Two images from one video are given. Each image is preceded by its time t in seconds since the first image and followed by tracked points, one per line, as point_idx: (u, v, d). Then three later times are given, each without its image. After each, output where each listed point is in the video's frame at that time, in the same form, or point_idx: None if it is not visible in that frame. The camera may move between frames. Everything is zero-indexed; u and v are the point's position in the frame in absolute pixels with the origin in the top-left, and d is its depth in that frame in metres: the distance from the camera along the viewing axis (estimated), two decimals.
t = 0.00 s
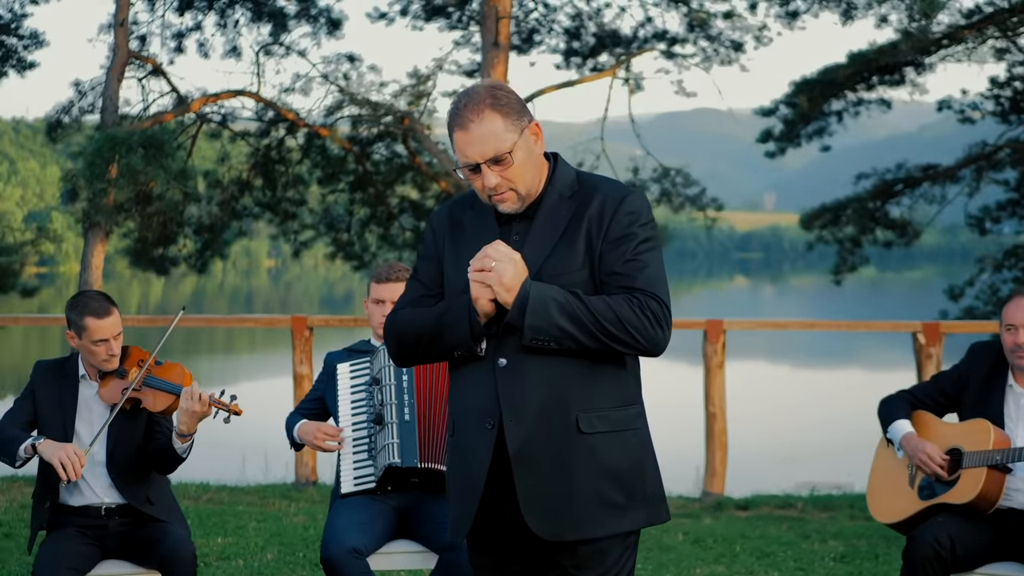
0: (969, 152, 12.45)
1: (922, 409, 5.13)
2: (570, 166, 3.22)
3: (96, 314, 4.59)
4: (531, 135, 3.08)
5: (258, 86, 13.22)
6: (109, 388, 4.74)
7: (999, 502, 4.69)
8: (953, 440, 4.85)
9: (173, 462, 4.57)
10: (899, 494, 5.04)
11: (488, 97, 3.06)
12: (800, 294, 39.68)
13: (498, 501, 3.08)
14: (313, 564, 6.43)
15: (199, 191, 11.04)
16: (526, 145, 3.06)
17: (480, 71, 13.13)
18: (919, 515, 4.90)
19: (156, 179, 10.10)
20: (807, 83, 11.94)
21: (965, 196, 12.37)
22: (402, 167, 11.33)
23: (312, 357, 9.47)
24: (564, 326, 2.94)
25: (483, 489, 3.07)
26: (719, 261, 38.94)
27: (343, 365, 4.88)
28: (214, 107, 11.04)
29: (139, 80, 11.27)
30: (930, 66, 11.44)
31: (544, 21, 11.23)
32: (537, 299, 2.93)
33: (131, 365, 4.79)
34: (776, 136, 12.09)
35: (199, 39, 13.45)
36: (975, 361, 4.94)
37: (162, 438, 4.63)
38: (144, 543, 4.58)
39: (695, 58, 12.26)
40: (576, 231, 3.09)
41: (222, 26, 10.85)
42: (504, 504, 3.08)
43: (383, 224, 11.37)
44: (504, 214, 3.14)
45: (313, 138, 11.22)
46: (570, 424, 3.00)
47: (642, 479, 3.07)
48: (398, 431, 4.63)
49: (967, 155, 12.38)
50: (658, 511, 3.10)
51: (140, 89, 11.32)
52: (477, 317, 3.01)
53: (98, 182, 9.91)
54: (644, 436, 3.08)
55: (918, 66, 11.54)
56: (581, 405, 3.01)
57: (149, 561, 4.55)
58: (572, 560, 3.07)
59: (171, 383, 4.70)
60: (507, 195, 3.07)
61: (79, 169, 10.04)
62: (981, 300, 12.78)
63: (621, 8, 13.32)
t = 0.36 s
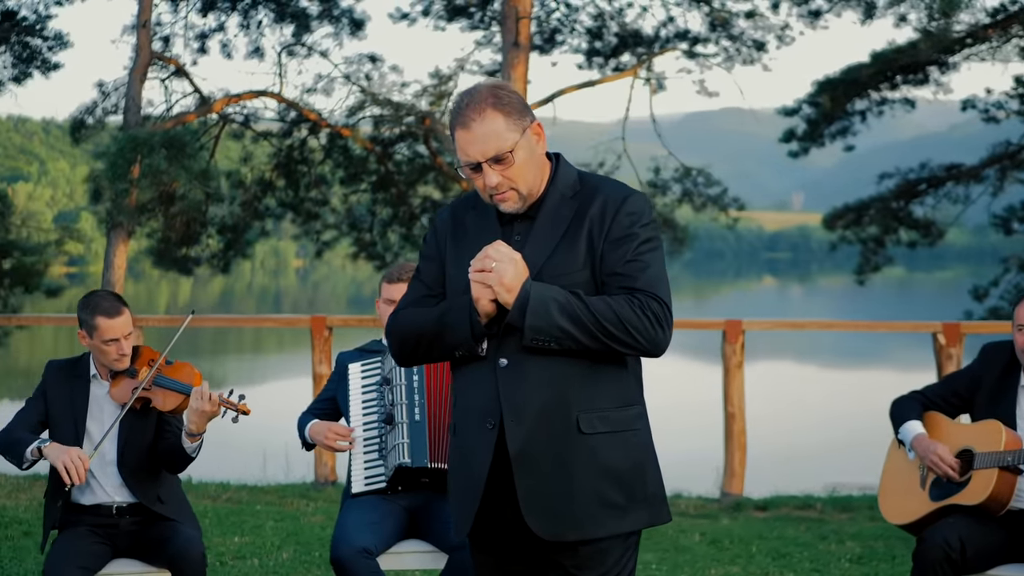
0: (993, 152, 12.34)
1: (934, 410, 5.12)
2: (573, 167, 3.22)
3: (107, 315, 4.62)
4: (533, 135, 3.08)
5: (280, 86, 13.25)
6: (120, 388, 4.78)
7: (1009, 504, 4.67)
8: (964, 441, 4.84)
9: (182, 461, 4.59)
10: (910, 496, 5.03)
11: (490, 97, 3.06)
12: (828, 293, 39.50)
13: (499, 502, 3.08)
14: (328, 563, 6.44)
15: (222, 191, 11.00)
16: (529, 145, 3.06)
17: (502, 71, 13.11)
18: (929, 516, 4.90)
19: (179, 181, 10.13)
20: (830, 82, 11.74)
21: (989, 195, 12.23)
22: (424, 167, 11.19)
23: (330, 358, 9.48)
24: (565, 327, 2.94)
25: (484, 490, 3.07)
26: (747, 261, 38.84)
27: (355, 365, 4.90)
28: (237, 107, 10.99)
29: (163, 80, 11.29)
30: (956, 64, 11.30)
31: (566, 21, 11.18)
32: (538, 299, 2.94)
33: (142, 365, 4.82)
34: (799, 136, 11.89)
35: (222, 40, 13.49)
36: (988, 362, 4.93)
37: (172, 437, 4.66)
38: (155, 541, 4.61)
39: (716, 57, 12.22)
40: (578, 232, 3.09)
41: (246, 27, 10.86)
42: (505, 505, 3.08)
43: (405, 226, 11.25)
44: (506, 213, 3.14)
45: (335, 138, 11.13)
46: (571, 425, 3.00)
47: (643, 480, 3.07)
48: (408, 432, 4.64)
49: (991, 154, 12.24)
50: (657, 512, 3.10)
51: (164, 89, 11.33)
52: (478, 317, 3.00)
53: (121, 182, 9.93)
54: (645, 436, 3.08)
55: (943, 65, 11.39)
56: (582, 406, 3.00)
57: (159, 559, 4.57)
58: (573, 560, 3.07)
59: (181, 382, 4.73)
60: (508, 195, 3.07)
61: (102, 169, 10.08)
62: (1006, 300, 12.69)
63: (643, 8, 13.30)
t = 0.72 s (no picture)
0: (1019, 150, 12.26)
1: (948, 410, 5.10)
2: (576, 166, 3.22)
3: (119, 311, 4.69)
4: (536, 134, 3.08)
5: (304, 87, 13.28)
6: (132, 387, 4.86)
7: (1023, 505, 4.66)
8: (978, 442, 4.82)
9: (195, 458, 4.63)
10: (923, 497, 5.02)
11: (492, 95, 3.06)
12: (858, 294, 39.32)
13: (501, 501, 3.09)
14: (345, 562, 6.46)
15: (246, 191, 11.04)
16: (531, 143, 3.06)
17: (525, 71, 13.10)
18: (942, 517, 4.88)
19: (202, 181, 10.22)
20: (855, 82, 11.63)
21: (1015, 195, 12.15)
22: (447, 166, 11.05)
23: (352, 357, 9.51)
24: (566, 325, 2.94)
25: (486, 489, 3.08)
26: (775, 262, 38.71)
27: (368, 364, 4.91)
28: (260, 107, 10.98)
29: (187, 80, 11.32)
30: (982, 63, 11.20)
31: (590, 21, 11.16)
32: (539, 298, 2.93)
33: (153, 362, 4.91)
34: (824, 135, 11.85)
35: (247, 40, 13.54)
36: (1002, 362, 4.91)
37: (183, 434, 4.72)
38: (166, 540, 4.65)
39: (739, 56, 12.19)
40: (580, 230, 3.09)
41: (270, 27, 10.89)
42: (507, 504, 3.09)
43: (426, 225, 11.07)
44: (509, 212, 3.14)
45: (358, 139, 11.05)
46: (573, 424, 2.99)
47: (646, 479, 3.06)
48: (420, 430, 4.63)
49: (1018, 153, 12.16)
50: (661, 511, 3.10)
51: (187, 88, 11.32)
52: (480, 316, 3.00)
53: (144, 182, 10.01)
54: (648, 435, 3.08)
55: (970, 64, 11.29)
56: (583, 405, 3.00)
57: (171, 557, 4.62)
58: (574, 560, 3.08)
59: (191, 378, 4.83)
60: (510, 193, 3.07)
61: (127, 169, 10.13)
62: None
63: (666, 8, 13.28)
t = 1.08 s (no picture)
0: None
1: (960, 409, 5.09)
2: (578, 164, 3.23)
3: (132, 305, 4.79)
4: (536, 132, 3.07)
5: (328, 87, 13.33)
6: (144, 382, 4.93)
7: None
8: (990, 442, 4.81)
9: (206, 449, 4.70)
10: (934, 497, 5.00)
11: (493, 93, 3.05)
12: (888, 294, 39.16)
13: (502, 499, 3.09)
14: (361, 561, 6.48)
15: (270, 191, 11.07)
16: (531, 141, 3.05)
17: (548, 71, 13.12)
18: (953, 518, 4.86)
19: (225, 181, 10.20)
20: (879, 81, 11.57)
21: None
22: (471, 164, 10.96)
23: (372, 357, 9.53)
24: (565, 324, 2.93)
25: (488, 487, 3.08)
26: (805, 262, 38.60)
27: (379, 363, 4.88)
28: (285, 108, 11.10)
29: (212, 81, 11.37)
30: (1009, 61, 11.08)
31: (613, 20, 11.14)
32: (539, 297, 2.91)
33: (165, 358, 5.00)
34: (849, 135, 11.75)
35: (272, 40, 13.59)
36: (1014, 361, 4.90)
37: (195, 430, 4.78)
38: (177, 537, 4.72)
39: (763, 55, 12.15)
40: (581, 227, 3.09)
41: (294, 27, 10.93)
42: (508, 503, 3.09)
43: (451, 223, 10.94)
44: (511, 211, 3.15)
45: (382, 139, 11.07)
46: (573, 422, 2.99)
47: (646, 477, 3.06)
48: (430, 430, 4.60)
49: None
50: (661, 509, 3.10)
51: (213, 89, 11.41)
52: (480, 315, 2.99)
53: (167, 182, 9.96)
54: (649, 434, 3.08)
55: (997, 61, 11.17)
56: (584, 402, 3.00)
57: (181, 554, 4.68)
58: (574, 558, 3.08)
59: (203, 372, 4.93)
60: (511, 191, 3.07)
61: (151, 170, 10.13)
62: None
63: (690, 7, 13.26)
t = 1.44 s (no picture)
0: None
1: (976, 409, 5.06)
2: (583, 161, 3.23)
3: (150, 301, 4.83)
4: (542, 127, 3.07)
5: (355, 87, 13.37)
6: (162, 377, 5.00)
7: None
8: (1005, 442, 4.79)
9: (223, 442, 4.74)
10: (950, 497, 4.98)
11: (499, 88, 3.05)
12: (922, 294, 38.97)
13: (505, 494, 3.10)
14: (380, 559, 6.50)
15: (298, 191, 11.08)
16: (537, 137, 3.05)
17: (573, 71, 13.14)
18: (969, 518, 4.84)
19: (252, 181, 10.17)
20: (907, 79, 11.50)
21: None
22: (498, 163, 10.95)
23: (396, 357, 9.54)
24: (568, 319, 2.93)
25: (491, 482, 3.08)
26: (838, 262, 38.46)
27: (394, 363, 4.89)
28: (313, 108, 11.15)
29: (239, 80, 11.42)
30: None
31: (640, 19, 11.12)
32: (543, 291, 2.91)
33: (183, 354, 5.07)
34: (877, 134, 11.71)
35: (299, 40, 13.64)
36: None
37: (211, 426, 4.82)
38: (193, 534, 4.75)
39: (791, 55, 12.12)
40: (586, 222, 3.09)
41: (322, 27, 10.96)
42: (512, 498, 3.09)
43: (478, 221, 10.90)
44: (516, 207, 3.15)
45: (409, 139, 11.05)
46: (576, 418, 2.99)
47: (650, 474, 3.06)
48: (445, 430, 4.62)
49: None
50: (665, 507, 3.10)
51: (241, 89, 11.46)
52: (483, 309, 3.00)
53: (195, 182, 9.96)
54: (653, 430, 3.08)
55: None
56: (587, 398, 3.00)
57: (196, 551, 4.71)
58: (578, 555, 3.08)
59: (220, 366, 5.00)
60: (516, 186, 3.07)
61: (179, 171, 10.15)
62: None
63: (718, 7, 13.24)
